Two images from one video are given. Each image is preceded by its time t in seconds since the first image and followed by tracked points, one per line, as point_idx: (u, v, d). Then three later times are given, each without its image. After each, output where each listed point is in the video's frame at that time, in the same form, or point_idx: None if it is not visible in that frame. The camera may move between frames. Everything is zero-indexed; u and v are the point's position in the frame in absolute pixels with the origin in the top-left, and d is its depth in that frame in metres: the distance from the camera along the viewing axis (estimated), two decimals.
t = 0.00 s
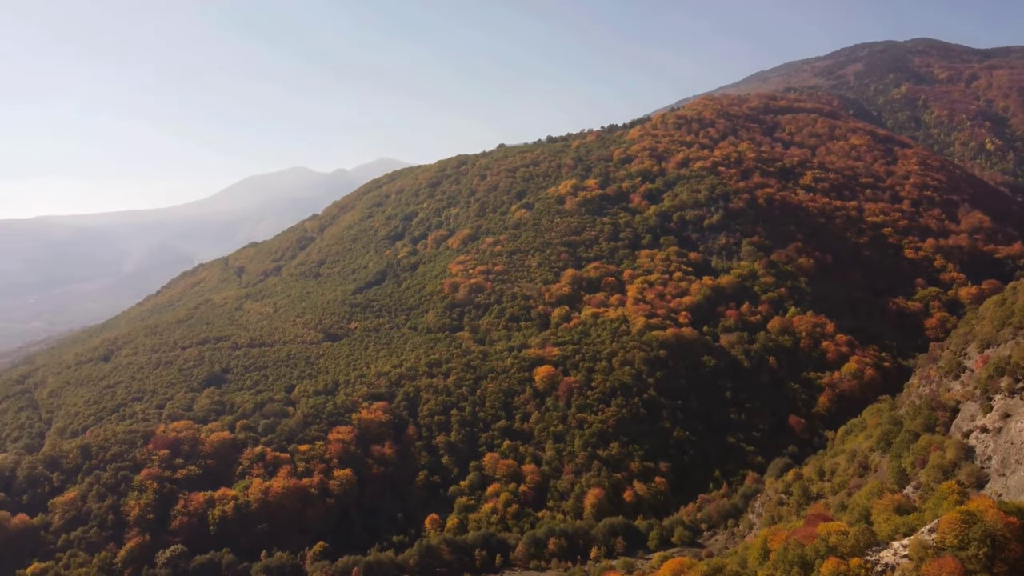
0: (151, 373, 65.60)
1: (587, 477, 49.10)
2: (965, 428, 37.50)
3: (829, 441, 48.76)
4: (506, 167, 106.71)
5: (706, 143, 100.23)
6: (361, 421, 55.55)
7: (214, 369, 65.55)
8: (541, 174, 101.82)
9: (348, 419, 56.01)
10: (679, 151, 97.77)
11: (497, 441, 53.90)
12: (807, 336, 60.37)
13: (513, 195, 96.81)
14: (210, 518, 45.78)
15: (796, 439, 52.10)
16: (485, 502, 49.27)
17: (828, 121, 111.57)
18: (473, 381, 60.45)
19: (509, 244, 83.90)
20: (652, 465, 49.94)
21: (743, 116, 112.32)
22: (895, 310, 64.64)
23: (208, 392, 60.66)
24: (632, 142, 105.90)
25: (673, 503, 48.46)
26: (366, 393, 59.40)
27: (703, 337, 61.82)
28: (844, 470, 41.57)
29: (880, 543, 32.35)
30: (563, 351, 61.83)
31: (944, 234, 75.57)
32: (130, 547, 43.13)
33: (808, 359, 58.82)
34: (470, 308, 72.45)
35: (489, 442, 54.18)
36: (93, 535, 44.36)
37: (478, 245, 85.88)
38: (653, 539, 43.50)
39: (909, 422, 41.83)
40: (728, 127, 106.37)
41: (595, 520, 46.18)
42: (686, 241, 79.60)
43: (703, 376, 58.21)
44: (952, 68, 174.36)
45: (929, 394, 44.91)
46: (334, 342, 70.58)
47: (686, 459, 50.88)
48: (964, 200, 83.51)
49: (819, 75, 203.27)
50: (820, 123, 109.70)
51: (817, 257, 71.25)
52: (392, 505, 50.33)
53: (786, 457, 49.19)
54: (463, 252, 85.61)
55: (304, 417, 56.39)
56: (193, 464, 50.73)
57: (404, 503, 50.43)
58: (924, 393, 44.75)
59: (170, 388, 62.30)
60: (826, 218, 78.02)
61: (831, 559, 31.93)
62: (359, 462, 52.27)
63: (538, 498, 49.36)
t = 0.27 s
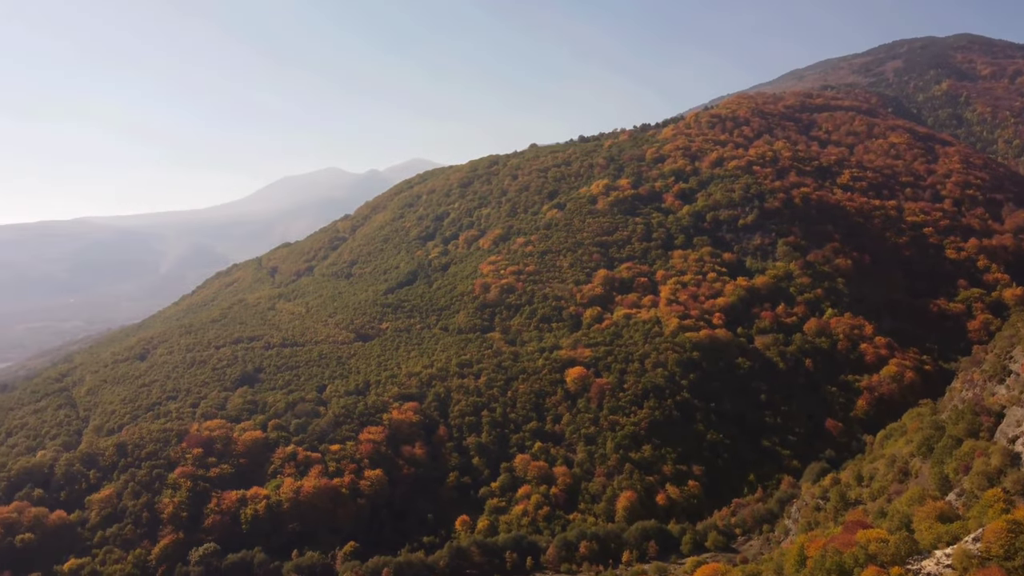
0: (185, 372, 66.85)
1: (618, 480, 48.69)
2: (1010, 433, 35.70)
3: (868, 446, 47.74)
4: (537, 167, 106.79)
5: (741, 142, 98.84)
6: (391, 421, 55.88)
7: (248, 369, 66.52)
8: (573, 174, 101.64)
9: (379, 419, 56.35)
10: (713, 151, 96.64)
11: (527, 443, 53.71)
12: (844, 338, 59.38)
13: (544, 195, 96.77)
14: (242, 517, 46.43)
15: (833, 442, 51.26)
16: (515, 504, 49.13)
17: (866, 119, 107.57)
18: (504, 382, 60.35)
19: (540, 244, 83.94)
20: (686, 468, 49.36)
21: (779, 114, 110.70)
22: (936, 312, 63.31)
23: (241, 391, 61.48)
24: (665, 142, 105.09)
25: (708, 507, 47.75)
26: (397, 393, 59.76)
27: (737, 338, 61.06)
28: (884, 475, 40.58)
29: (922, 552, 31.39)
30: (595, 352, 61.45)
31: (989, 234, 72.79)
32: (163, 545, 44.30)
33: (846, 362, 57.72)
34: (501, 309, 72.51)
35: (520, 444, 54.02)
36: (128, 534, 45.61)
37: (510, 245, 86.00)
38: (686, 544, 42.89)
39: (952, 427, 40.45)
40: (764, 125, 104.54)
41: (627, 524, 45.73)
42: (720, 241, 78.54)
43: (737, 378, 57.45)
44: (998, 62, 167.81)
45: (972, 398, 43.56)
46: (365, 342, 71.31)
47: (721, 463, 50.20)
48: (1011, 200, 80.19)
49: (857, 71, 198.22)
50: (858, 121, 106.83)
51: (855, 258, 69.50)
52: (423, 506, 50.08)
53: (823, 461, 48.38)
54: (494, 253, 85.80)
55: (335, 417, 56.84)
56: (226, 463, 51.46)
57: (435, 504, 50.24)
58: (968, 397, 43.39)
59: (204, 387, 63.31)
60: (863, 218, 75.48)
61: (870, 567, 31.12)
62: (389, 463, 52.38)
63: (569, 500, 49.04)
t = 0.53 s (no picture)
0: (218, 371, 67.81)
1: (650, 482, 48.21)
2: None
3: (908, 451, 46.67)
4: (569, 166, 106.88)
5: (777, 140, 97.21)
6: (422, 422, 56.03)
7: (280, 368, 67.36)
8: (605, 173, 101.28)
9: (410, 419, 56.55)
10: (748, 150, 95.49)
11: (558, 445, 53.42)
12: (884, 340, 58.02)
13: (576, 195, 96.70)
14: (274, 515, 46.81)
15: (871, 447, 50.25)
16: (546, 506, 48.85)
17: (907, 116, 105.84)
18: (535, 383, 60.25)
19: (572, 244, 83.85)
20: (720, 471, 48.71)
21: (815, 112, 109.23)
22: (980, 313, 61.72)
23: (273, 390, 62.04)
24: (698, 140, 104.34)
25: (743, 511, 47.11)
26: (428, 393, 60.05)
27: (772, 340, 60.11)
28: (925, 481, 39.57)
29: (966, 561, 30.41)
30: (627, 353, 61.03)
31: None
32: (197, 542, 44.72)
33: (885, 364, 56.49)
34: (533, 309, 72.54)
35: (552, 445, 53.76)
36: (162, 531, 46.17)
37: (541, 245, 86.02)
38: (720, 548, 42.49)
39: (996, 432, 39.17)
40: (800, 124, 102.36)
41: (660, 527, 45.21)
42: (755, 241, 77.41)
43: (772, 380, 56.58)
44: None
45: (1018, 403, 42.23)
46: (396, 342, 71.93)
47: (755, 466, 49.46)
48: None
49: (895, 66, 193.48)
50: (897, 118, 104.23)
51: (894, 258, 67.69)
52: (453, 507, 49.97)
53: (862, 466, 47.42)
54: (526, 253, 85.89)
55: (366, 416, 57.25)
56: (258, 462, 51.96)
57: (465, 505, 50.08)
58: (1014, 402, 42.09)
59: (237, 386, 64.07)
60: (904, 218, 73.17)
61: None
62: (420, 463, 52.47)
63: (600, 503, 48.64)
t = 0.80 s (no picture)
0: (251, 371, 68.83)
1: (684, 486, 47.69)
2: None
3: (951, 457, 45.52)
4: (601, 167, 106.82)
5: (813, 139, 95.53)
6: (453, 423, 56.09)
7: (311, 368, 68.19)
8: (638, 173, 100.82)
9: (441, 420, 56.67)
10: (784, 149, 94.16)
11: (590, 447, 53.08)
12: (926, 343, 56.18)
13: (609, 196, 96.46)
14: (305, 515, 47.08)
15: (912, 452, 49.10)
16: (578, 508, 48.51)
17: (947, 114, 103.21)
18: (567, 384, 60.09)
19: (605, 244, 83.72)
20: (755, 475, 47.96)
21: (853, 110, 106.54)
22: None
23: (305, 390, 62.72)
24: (733, 140, 103.48)
25: (779, 516, 46.38)
26: (459, 394, 60.34)
27: (809, 342, 58.99)
28: (969, 488, 38.50)
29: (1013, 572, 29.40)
30: (660, 355, 60.60)
31: None
32: (230, 541, 45.11)
33: (926, 367, 54.89)
34: (565, 310, 72.58)
35: (584, 448, 53.45)
36: (196, 529, 46.65)
37: (574, 245, 86.04)
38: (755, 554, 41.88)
39: None
40: (837, 122, 100.06)
41: (693, 532, 44.64)
42: (791, 241, 76.39)
43: (809, 383, 55.59)
44: None
45: None
46: (428, 343, 72.50)
47: (791, 470, 48.64)
48: None
49: (934, 63, 188.66)
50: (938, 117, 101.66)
51: (936, 258, 65.68)
52: (484, 509, 49.84)
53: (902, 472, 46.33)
54: (559, 253, 85.91)
55: (397, 417, 57.63)
56: (290, 461, 52.35)
57: (496, 507, 49.88)
58: None
59: (270, 385, 64.81)
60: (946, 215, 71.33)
61: None
62: (450, 464, 52.49)
63: (632, 506, 48.23)
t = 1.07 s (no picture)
0: (284, 370, 69.75)
1: (718, 490, 47.11)
2: None
3: (995, 464, 44.27)
4: (634, 166, 106.45)
5: (851, 137, 93.52)
6: (484, 424, 56.09)
7: (343, 368, 68.90)
8: (670, 173, 100.05)
9: (472, 421, 56.67)
10: (821, 147, 92.49)
11: (623, 449, 52.67)
12: (969, 345, 54.72)
13: (641, 196, 95.93)
14: (336, 515, 47.26)
15: (954, 457, 47.88)
16: (610, 511, 48.13)
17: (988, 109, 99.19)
18: (599, 386, 59.70)
19: (637, 245, 83.32)
20: (792, 480, 47.13)
21: (892, 105, 102.63)
22: None
23: (337, 390, 63.31)
24: (768, 139, 102.21)
25: (817, 522, 45.55)
26: (490, 395, 60.42)
27: (847, 344, 57.82)
28: (1015, 496, 37.37)
29: None
30: (694, 357, 60.03)
31: None
32: (261, 540, 45.40)
33: (969, 371, 53.43)
34: (597, 311, 72.44)
35: (616, 450, 53.03)
36: (229, 527, 47.15)
37: (606, 245, 85.79)
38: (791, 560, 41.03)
39: None
40: (875, 120, 96.91)
41: (727, 537, 43.99)
42: (828, 241, 75.31)
43: (847, 386, 54.55)
44: None
45: None
46: (460, 343, 72.87)
47: (828, 475, 47.76)
48: None
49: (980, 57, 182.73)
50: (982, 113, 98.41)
51: (979, 259, 63.87)
52: (515, 510, 49.68)
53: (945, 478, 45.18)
54: (591, 253, 85.60)
55: (428, 418, 57.84)
56: (321, 461, 52.67)
57: (527, 509, 49.69)
58: None
59: (302, 385, 65.45)
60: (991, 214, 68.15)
61: None
62: (481, 466, 52.42)
63: (665, 509, 47.78)
